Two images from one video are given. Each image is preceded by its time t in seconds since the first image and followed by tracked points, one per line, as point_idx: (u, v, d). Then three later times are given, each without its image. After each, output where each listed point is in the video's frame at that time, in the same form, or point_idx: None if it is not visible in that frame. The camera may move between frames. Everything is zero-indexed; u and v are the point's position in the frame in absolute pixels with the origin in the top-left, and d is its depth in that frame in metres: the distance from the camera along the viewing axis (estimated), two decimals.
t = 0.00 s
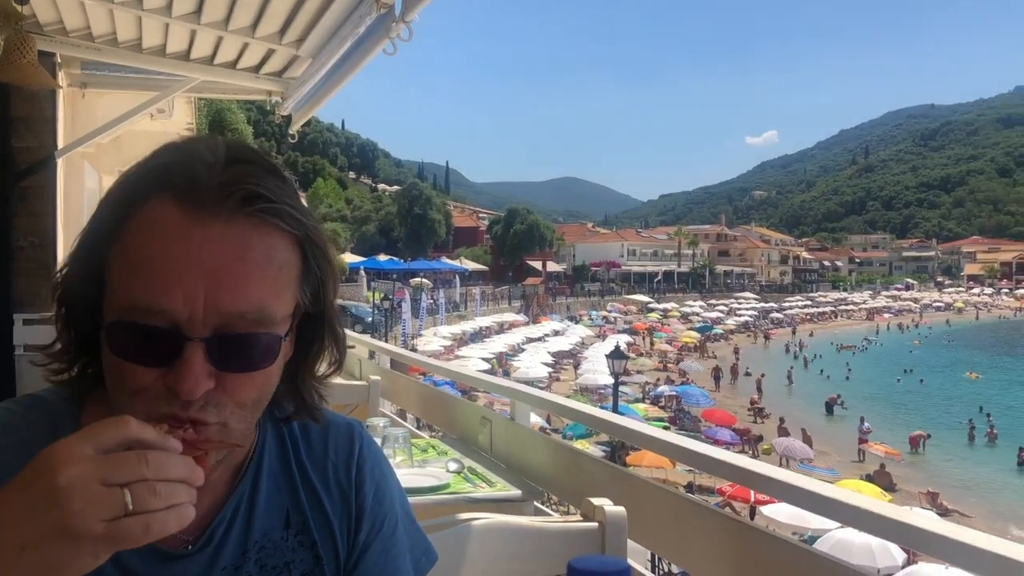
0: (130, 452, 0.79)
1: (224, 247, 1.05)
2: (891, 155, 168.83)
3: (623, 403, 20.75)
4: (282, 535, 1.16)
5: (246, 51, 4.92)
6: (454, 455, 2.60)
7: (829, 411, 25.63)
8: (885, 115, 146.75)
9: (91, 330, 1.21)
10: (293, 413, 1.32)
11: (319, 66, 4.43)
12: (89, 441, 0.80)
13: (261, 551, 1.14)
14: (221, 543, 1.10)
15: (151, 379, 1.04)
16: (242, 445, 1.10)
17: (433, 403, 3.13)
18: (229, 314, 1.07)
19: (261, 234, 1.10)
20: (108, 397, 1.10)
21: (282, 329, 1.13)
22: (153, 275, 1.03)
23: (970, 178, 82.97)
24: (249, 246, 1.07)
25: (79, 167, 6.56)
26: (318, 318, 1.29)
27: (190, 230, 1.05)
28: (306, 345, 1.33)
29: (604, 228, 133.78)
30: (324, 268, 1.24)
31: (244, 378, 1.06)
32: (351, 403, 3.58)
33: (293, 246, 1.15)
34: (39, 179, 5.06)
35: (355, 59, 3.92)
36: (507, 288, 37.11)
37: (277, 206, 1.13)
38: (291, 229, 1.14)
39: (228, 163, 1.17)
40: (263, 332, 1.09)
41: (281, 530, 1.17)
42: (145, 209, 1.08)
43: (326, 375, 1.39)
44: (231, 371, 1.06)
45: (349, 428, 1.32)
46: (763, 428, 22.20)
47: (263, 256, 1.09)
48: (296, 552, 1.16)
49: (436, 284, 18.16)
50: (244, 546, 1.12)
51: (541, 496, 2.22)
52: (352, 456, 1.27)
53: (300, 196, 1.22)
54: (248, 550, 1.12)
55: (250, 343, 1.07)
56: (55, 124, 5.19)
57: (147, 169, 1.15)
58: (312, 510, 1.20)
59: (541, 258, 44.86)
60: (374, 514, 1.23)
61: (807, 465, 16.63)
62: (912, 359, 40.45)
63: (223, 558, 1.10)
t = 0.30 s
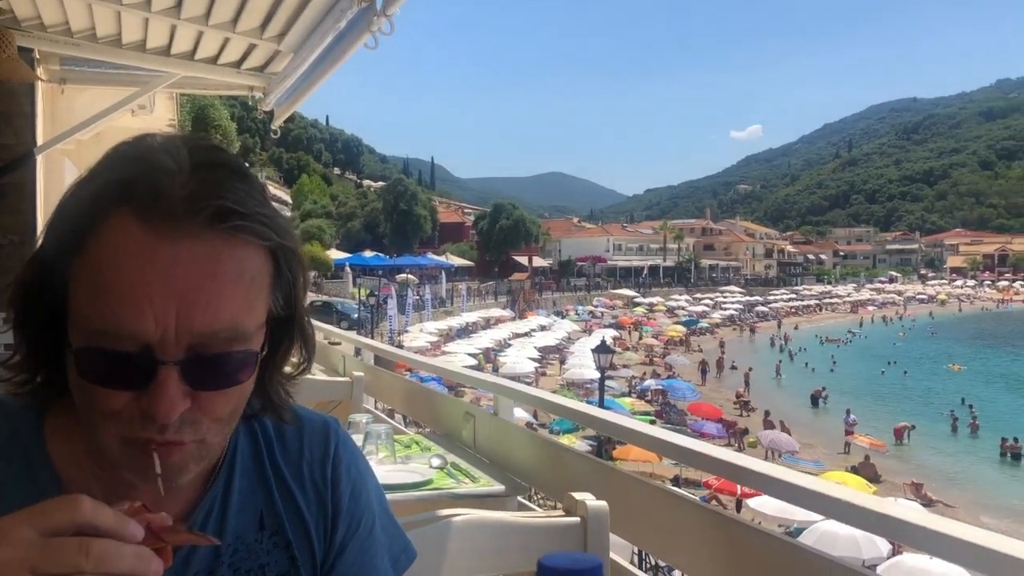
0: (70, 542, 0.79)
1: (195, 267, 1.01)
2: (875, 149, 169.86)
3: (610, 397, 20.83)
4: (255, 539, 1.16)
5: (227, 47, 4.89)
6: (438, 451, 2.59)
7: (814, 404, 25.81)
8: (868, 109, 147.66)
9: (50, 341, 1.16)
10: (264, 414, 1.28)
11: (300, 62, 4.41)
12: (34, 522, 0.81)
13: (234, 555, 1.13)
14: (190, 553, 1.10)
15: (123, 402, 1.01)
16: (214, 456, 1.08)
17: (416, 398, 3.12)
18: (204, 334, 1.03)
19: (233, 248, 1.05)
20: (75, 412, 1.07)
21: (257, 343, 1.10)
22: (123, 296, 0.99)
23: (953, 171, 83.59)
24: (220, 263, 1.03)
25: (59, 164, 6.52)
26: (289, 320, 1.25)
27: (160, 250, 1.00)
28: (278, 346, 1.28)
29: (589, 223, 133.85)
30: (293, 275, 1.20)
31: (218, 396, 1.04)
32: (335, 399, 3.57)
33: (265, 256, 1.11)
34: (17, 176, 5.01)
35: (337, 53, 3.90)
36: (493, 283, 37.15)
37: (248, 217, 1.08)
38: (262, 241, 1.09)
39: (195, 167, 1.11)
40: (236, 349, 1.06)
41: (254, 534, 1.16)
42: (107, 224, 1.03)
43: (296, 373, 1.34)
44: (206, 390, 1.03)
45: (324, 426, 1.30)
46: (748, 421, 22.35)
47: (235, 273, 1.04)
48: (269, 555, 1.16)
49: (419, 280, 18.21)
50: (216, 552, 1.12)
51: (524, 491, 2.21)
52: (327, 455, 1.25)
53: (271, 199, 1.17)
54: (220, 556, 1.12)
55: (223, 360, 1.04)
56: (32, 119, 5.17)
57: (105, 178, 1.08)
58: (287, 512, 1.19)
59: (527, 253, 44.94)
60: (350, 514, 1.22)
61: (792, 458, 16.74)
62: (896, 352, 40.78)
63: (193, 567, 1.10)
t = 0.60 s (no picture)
0: None
1: (163, 281, 0.99)
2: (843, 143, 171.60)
3: (583, 392, 20.91)
4: (215, 543, 1.14)
5: (193, 43, 4.84)
6: (407, 449, 2.58)
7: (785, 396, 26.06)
8: (837, 104, 149.05)
9: None
10: (223, 417, 1.26)
11: (267, 57, 4.37)
12: None
13: (193, 561, 1.12)
14: (146, 559, 1.09)
15: (82, 414, 0.98)
16: (174, 460, 1.07)
17: (385, 396, 3.11)
18: (170, 347, 1.01)
19: (200, 260, 1.04)
20: (27, 420, 1.05)
21: (220, 354, 1.08)
22: (86, 308, 0.96)
23: (919, 165, 84.63)
24: (188, 275, 1.02)
25: (24, 162, 6.43)
26: (249, 327, 1.23)
27: (123, 261, 0.97)
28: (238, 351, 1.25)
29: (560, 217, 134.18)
30: (257, 282, 1.18)
31: (181, 407, 1.03)
32: (303, 398, 3.54)
33: (230, 265, 1.09)
34: None
35: (304, 48, 3.88)
36: (466, 280, 37.14)
37: (214, 228, 1.06)
38: (229, 253, 1.08)
39: (160, 169, 1.07)
40: (201, 362, 1.04)
41: (214, 537, 1.14)
42: (68, 233, 0.99)
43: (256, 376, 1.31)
44: (170, 403, 1.02)
45: (286, 426, 1.27)
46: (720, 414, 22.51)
47: (201, 286, 1.02)
48: (229, 558, 1.14)
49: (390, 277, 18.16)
50: (174, 556, 1.11)
51: (495, 488, 2.21)
52: (289, 455, 1.23)
53: (235, 206, 1.14)
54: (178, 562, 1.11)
55: (187, 374, 1.03)
56: None
57: (65, 180, 1.04)
58: (249, 515, 1.17)
59: (499, 249, 44.94)
60: (314, 518, 1.19)
61: (763, 450, 16.88)
62: (865, 344, 41.25)
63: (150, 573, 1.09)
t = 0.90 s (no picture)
0: None
1: (108, 276, 0.96)
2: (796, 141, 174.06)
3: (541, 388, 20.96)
4: (155, 546, 1.10)
5: (142, 38, 4.74)
6: (362, 451, 2.55)
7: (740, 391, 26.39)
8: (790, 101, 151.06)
9: None
10: (164, 417, 1.22)
11: (218, 53, 4.29)
12: None
13: (132, 563, 1.08)
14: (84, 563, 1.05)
15: (19, 414, 0.94)
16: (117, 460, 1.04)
17: (339, 398, 3.07)
18: (115, 342, 0.98)
19: (147, 257, 1.01)
20: None
21: (166, 350, 1.05)
22: (30, 306, 0.93)
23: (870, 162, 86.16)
24: (132, 270, 0.98)
25: None
26: (191, 323, 1.20)
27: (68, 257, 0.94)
28: (182, 349, 1.22)
29: (518, 215, 134.38)
30: (202, 277, 1.15)
31: (126, 404, 0.99)
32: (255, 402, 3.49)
33: (175, 262, 1.06)
34: None
35: (256, 44, 3.81)
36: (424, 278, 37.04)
37: (160, 223, 1.03)
38: (175, 247, 1.05)
39: (104, 165, 1.03)
40: (146, 358, 1.01)
41: (154, 539, 1.10)
42: (7, 228, 0.95)
43: (200, 375, 1.28)
44: (114, 401, 0.98)
45: (230, 428, 1.23)
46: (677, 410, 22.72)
47: (145, 281, 0.99)
48: (171, 560, 1.10)
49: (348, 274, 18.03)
50: (113, 558, 1.07)
51: (451, 489, 2.19)
52: (232, 456, 1.19)
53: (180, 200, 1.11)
54: (117, 565, 1.07)
55: (133, 370, 0.99)
56: None
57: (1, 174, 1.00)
58: (191, 517, 1.13)
59: (457, 247, 44.87)
60: (258, 518, 1.16)
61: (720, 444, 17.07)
62: (818, 338, 41.90)
63: None
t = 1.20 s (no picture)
0: None
1: (18, 268, 0.92)
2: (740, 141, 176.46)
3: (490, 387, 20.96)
4: (71, 551, 1.06)
5: (76, 33, 4.63)
6: (304, 455, 2.50)
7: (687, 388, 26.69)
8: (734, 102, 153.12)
9: None
10: (81, 417, 1.18)
11: (155, 49, 4.20)
12: None
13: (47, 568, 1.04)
14: None
15: None
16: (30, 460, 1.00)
17: (282, 402, 3.01)
18: (27, 339, 0.94)
19: (61, 253, 0.97)
20: None
21: (82, 347, 1.01)
22: None
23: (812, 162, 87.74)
24: (44, 265, 0.95)
25: None
26: (109, 322, 1.15)
27: None
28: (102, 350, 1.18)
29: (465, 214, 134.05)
30: (118, 274, 1.11)
31: (39, 402, 0.95)
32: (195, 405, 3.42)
33: (91, 258, 1.03)
34: None
35: (194, 38, 3.75)
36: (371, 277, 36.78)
37: (73, 218, 0.99)
38: (90, 242, 1.01)
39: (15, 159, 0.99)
40: (61, 356, 0.97)
41: (70, 544, 1.06)
42: None
43: (118, 378, 1.25)
44: (27, 399, 0.94)
45: (152, 433, 1.20)
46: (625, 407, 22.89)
47: (58, 275, 0.96)
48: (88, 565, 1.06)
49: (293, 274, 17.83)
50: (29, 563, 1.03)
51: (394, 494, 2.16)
52: (154, 458, 1.16)
53: (96, 196, 1.07)
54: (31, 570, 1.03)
55: (46, 367, 0.94)
56: None
57: None
58: (111, 518, 1.09)
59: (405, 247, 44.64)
60: (181, 520, 1.12)
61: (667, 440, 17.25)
62: (762, 335, 42.54)
63: None
